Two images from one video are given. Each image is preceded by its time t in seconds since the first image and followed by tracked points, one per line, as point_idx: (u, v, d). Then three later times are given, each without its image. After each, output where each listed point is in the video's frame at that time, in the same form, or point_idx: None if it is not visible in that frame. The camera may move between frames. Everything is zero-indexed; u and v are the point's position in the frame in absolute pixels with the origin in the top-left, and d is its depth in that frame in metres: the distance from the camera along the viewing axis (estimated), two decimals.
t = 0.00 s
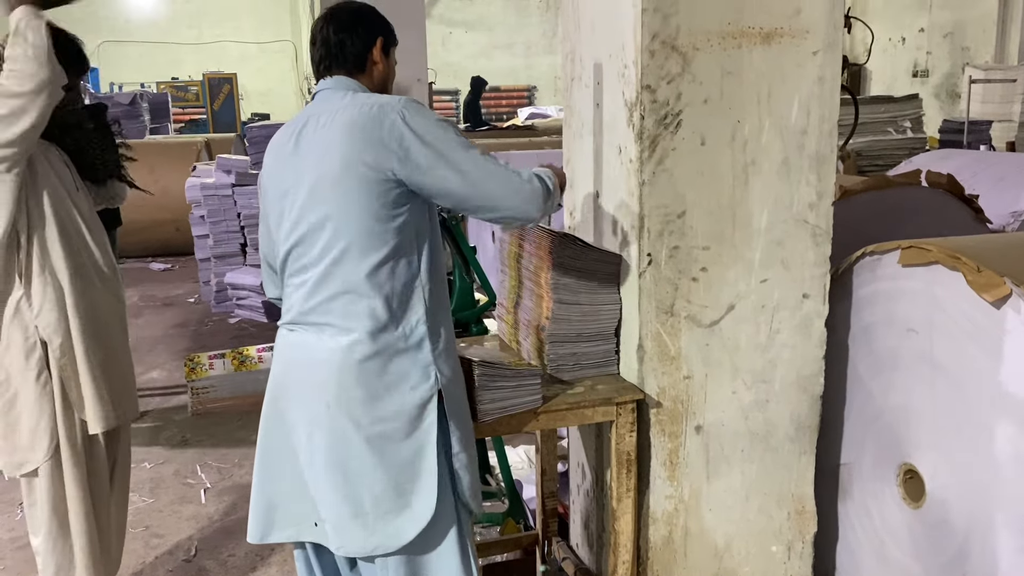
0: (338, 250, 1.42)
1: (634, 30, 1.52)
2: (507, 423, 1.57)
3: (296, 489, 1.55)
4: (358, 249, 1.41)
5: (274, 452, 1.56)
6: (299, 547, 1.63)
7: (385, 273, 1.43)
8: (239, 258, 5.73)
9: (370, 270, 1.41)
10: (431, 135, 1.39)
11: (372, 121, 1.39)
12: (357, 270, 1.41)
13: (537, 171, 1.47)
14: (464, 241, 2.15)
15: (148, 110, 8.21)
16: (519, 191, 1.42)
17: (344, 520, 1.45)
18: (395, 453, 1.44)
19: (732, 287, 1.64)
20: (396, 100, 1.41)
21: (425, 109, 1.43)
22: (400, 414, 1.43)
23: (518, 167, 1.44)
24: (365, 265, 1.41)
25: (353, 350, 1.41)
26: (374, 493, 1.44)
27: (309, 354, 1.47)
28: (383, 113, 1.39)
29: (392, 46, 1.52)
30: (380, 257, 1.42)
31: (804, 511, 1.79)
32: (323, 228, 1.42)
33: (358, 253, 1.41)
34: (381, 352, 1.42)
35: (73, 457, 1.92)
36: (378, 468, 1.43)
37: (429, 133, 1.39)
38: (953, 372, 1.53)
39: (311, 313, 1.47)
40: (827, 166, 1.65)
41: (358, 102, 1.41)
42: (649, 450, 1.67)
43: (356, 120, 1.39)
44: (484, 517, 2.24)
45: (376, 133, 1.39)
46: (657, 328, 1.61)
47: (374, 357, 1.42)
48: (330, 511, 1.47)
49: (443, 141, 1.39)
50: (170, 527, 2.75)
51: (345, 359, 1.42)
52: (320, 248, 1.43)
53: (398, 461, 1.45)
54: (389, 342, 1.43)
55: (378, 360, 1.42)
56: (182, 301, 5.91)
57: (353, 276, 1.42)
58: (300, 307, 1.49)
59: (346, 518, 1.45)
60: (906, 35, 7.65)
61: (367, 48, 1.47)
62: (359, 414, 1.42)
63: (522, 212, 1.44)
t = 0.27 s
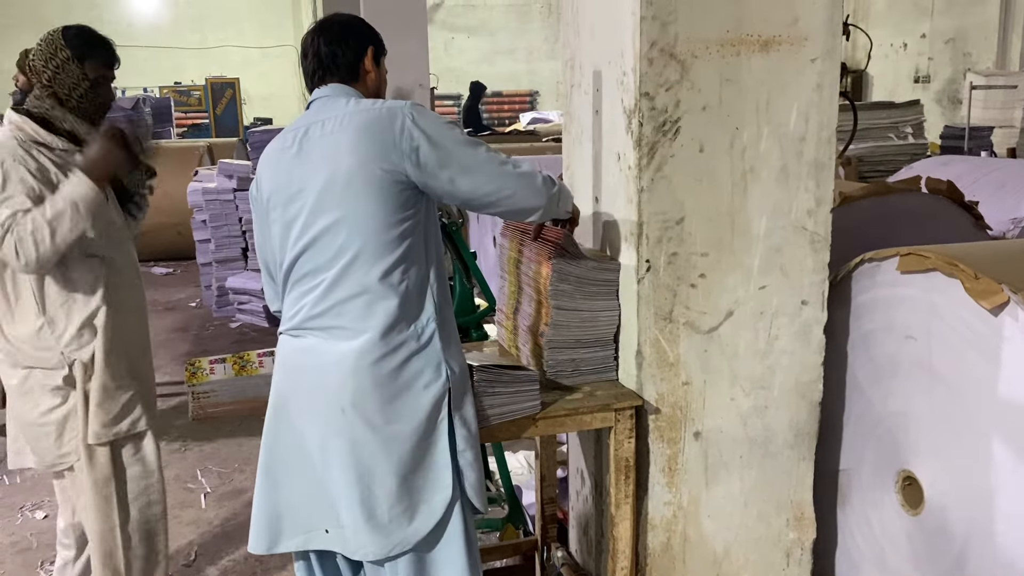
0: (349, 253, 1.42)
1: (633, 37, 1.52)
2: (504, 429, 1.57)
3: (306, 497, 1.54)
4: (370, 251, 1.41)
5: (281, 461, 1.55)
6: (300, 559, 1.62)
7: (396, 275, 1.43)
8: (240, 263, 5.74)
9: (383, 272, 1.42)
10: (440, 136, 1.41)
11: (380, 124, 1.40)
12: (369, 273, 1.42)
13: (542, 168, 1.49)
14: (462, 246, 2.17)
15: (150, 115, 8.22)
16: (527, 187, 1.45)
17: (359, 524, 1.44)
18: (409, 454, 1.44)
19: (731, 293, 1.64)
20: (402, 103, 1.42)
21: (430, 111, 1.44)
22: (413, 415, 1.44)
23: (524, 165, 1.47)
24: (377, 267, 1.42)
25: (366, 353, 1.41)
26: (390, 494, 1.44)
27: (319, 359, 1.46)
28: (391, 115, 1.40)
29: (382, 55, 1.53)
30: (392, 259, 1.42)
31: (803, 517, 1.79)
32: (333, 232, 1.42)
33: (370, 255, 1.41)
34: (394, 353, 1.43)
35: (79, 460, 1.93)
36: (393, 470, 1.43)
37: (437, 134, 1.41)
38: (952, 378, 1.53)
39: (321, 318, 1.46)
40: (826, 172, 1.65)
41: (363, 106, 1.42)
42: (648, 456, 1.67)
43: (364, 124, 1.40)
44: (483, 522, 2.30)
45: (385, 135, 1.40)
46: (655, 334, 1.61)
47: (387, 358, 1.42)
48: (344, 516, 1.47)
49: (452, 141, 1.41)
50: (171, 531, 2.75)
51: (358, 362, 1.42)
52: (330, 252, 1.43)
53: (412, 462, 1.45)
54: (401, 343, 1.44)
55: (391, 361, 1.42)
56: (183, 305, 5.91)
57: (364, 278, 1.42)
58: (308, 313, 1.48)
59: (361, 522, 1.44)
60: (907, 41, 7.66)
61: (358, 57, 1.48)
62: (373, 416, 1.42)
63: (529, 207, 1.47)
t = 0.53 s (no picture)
0: (349, 255, 1.42)
1: (630, 42, 1.53)
2: (501, 432, 1.57)
3: (303, 499, 1.54)
4: (370, 253, 1.41)
5: (280, 462, 1.55)
6: (298, 559, 1.62)
7: (395, 277, 1.43)
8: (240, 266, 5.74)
9: (382, 274, 1.42)
10: (442, 139, 1.41)
11: (382, 127, 1.40)
12: (368, 275, 1.42)
13: (543, 172, 1.50)
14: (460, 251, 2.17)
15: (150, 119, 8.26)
16: (527, 191, 1.45)
17: (356, 526, 1.44)
18: (407, 456, 1.44)
19: (728, 298, 1.64)
20: (404, 107, 1.42)
21: (431, 115, 1.45)
22: (412, 417, 1.44)
23: (525, 168, 1.47)
24: (376, 269, 1.42)
25: (365, 354, 1.41)
26: (387, 496, 1.44)
27: (318, 360, 1.46)
28: (393, 119, 1.41)
29: (384, 58, 1.53)
30: (391, 261, 1.42)
31: (800, 522, 1.79)
32: (333, 234, 1.42)
33: (370, 256, 1.41)
34: (393, 355, 1.43)
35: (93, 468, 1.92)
36: (390, 472, 1.43)
37: (439, 137, 1.41)
38: (948, 383, 1.53)
39: (320, 320, 1.47)
40: (823, 177, 1.66)
41: (365, 109, 1.42)
42: (645, 460, 1.67)
43: (366, 127, 1.40)
44: (482, 526, 2.31)
45: (386, 138, 1.40)
46: (652, 338, 1.61)
47: (386, 360, 1.42)
48: (340, 517, 1.46)
49: (454, 144, 1.42)
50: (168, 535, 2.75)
51: (357, 364, 1.41)
52: (330, 254, 1.44)
53: (409, 464, 1.45)
54: (400, 345, 1.44)
55: (390, 363, 1.42)
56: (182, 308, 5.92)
57: (364, 279, 1.42)
58: (308, 314, 1.48)
59: (357, 524, 1.44)
60: (907, 46, 7.67)
61: (360, 59, 1.48)
62: (371, 418, 1.42)
63: (529, 211, 1.47)
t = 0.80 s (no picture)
0: (349, 256, 1.42)
1: (629, 45, 1.53)
2: (498, 434, 1.57)
3: (302, 499, 1.54)
4: (369, 254, 1.42)
5: (279, 462, 1.55)
6: (296, 557, 1.63)
7: (395, 278, 1.44)
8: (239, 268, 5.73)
9: (383, 275, 1.42)
10: (443, 141, 1.42)
11: (383, 128, 1.41)
12: (368, 276, 1.42)
13: (543, 174, 1.50)
14: (460, 253, 2.17)
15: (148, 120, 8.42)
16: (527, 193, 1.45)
17: (353, 526, 1.44)
18: (405, 456, 1.45)
19: (726, 300, 1.65)
20: (405, 109, 1.43)
21: (433, 117, 1.45)
22: (411, 418, 1.44)
23: (525, 171, 1.48)
24: (376, 270, 1.42)
25: (364, 355, 1.42)
26: (385, 497, 1.44)
27: (317, 361, 1.47)
28: (394, 121, 1.41)
29: (385, 59, 1.54)
30: (391, 263, 1.43)
31: (797, 524, 1.79)
32: (333, 235, 1.43)
33: (370, 258, 1.42)
34: (393, 356, 1.43)
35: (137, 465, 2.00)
36: (388, 472, 1.44)
37: (440, 139, 1.42)
38: (945, 386, 1.54)
39: (319, 320, 1.47)
40: (821, 180, 1.66)
41: (368, 111, 1.42)
42: (642, 462, 1.67)
43: (367, 129, 1.41)
44: (480, 528, 2.32)
45: (387, 140, 1.41)
46: (650, 340, 1.62)
47: (385, 361, 1.42)
48: (338, 518, 1.46)
49: (455, 146, 1.42)
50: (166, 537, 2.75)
51: (357, 365, 1.42)
52: (330, 254, 1.44)
53: (407, 465, 1.45)
54: (399, 346, 1.44)
55: (389, 364, 1.43)
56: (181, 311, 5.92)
57: (364, 280, 1.42)
58: (307, 315, 1.48)
59: (355, 525, 1.44)
60: (906, 50, 7.68)
61: (362, 60, 1.48)
62: (370, 419, 1.42)
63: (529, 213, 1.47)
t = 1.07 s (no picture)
0: (344, 257, 1.42)
1: (625, 47, 1.54)
2: (495, 435, 1.57)
3: (296, 499, 1.54)
4: (364, 256, 1.42)
5: (274, 461, 1.55)
6: (291, 557, 1.64)
7: (390, 280, 1.44)
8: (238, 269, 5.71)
9: (377, 277, 1.42)
10: (439, 143, 1.41)
11: (379, 130, 1.41)
12: (363, 277, 1.42)
13: (540, 177, 1.50)
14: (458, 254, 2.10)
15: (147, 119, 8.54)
16: (523, 196, 1.45)
17: (346, 527, 1.44)
18: (399, 458, 1.45)
19: (721, 302, 1.65)
20: (402, 111, 1.43)
21: (429, 119, 1.45)
22: (405, 420, 1.44)
23: (522, 174, 1.47)
24: (371, 272, 1.42)
25: (359, 356, 1.42)
26: (378, 498, 1.44)
27: (312, 361, 1.47)
28: (391, 123, 1.41)
29: (382, 60, 1.54)
30: (386, 264, 1.43)
31: (793, 526, 1.79)
32: (328, 236, 1.43)
33: (364, 259, 1.42)
34: (387, 358, 1.43)
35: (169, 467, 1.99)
36: (382, 474, 1.44)
37: (437, 142, 1.42)
38: (939, 388, 1.54)
39: (314, 321, 1.47)
40: (816, 182, 1.66)
41: (364, 112, 1.42)
42: (638, 463, 1.67)
43: (364, 131, 1.41)
44: (476, 528, 2.34)
45: (384, 142, 1.41)
46: (646, 342, 1.62)
47: (379, 363, 1.43)
48: (332, 518, 1.47)
49: (452, 148, 1.42)
50: (162, 536, 2.75)
51: (351, 366, 1.42)
52: (325, 255, 1.44)
53: (401, 466, 1.46)
54: (393, 349, 1.44)
55: (384, 365, 1.43)
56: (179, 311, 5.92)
57: (358, 281, 1.42)
58: (302, 315, 1.49)
59: (348, 525, 1.44)
60: (904, 53, 7.70)
61: (358, 62, 1.49)
62: (364, 420, 1.42)
63: (525, 216, 1.47)
